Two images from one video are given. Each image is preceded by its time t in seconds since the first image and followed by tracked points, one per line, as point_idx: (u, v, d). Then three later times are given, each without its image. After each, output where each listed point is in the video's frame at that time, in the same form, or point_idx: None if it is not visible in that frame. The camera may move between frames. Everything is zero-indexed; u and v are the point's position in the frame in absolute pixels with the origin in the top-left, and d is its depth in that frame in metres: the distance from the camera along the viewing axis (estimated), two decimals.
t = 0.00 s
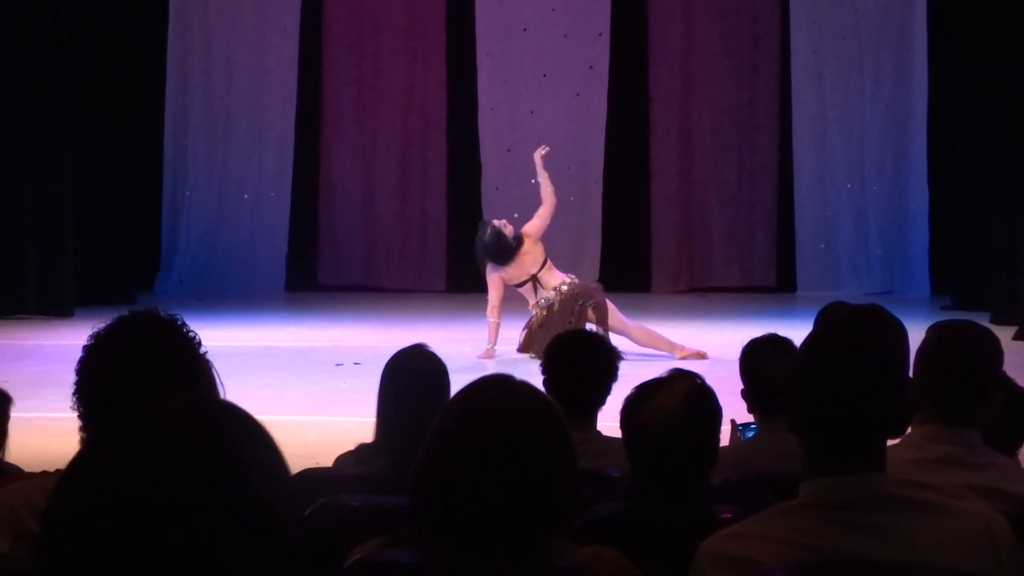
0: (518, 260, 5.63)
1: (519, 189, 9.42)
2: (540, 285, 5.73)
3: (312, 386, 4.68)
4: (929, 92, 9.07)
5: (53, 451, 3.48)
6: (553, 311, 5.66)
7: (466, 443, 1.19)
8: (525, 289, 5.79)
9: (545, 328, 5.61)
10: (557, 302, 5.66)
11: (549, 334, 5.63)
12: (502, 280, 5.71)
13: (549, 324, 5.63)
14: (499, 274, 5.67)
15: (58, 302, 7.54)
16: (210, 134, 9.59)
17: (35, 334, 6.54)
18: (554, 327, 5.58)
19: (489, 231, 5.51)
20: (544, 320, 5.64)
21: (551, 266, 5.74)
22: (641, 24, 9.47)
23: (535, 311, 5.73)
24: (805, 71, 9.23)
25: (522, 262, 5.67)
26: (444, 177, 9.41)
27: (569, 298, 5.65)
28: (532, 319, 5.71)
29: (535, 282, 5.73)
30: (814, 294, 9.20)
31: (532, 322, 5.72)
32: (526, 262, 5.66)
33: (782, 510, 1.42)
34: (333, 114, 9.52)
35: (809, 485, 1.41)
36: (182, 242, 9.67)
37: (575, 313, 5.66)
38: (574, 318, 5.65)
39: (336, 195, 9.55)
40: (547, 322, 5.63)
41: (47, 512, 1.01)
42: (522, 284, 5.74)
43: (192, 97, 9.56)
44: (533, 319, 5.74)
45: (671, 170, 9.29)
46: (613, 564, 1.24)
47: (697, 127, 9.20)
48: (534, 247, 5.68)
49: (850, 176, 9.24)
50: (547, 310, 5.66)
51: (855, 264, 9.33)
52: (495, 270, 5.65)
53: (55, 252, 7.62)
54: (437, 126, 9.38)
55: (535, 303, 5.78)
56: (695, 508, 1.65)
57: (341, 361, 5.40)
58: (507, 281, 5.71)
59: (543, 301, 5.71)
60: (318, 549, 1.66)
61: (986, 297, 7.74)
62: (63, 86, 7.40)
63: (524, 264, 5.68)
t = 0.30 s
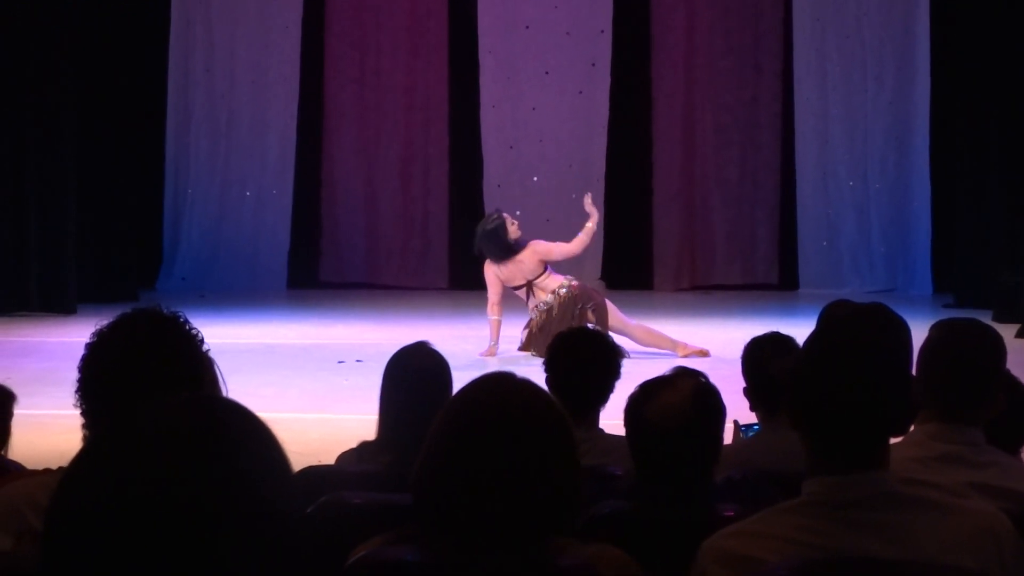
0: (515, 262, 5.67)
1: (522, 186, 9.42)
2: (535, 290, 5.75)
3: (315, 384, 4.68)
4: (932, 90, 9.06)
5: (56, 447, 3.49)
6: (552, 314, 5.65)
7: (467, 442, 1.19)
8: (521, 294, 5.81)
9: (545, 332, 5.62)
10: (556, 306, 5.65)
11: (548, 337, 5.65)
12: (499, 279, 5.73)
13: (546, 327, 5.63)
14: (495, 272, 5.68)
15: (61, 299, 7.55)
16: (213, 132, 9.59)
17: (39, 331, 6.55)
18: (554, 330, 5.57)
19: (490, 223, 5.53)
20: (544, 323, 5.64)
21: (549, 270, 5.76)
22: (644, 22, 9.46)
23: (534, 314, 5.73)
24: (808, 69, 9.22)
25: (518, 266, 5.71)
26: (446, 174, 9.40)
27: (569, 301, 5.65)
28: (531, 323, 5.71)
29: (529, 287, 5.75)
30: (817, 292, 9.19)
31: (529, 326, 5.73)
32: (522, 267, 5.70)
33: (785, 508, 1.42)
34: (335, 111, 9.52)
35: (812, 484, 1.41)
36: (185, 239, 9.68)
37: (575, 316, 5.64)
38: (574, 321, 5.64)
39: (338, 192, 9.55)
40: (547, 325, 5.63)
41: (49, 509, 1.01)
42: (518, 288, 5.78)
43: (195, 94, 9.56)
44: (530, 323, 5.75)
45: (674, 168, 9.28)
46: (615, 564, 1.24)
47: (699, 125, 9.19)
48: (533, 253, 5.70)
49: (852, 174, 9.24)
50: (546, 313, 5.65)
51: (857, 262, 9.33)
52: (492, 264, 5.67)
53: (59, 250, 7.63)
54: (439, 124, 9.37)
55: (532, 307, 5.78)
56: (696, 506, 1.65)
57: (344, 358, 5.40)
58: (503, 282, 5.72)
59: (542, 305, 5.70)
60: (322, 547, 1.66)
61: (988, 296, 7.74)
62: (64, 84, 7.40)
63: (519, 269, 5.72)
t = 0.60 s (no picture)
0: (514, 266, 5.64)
1: (525, 184, 9.41)
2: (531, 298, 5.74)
3: (318, 382, 4.68)
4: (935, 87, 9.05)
5: (60, 446, 3.49)
6: (552, 320, 5.65)
7: (469, 439, 1.19)
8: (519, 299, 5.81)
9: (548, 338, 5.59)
10: (556, 313, 5.66)
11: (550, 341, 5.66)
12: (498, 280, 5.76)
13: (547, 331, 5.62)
14: (494, 274, 5.71)
15: (64, 298, 7.56)
16: (216, 130, 9.60)
17: (42, 329, 6.56)
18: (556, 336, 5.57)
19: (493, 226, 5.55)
20: (545, 329, 5.62)
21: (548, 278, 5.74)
22: (647, 19, 9.46)
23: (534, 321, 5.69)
24: (811, 67, 9.21)
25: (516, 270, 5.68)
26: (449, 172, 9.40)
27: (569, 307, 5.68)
28: (532, 325, 5.70)
29: (526, 293, 5.74)
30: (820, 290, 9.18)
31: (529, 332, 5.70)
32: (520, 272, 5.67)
33: (787, 506, 1.42)
34: (339, 109, 9.52)
35: (814, 482, 1.41)
36: (188, 238, 9.68)
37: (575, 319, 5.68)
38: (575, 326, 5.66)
39: (341, 191, 9.55)
40: (548, 329, 5.62)
41: (53, 507, 1.02)
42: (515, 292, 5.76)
43: (198, 92, 9.56)
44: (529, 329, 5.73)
45: (677, 166, 9.28)
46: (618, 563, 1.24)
47: (702, 122, 9.18)
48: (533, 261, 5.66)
49: (856, 172, 9.23)
50: (547, 320, 5.65)
51: (861, 260, 9.32)
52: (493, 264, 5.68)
53: (62, 248, 7.64)
54: (442, 122, 9.37)
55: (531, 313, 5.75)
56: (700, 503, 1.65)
57: (347, 357, 5.40)
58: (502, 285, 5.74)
59: (542, 311, 5.69)
60: (325, 546, 1.66)
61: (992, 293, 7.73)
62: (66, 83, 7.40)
63: (517, 274, 5.69)
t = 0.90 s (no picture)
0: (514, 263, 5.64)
1: (529, 182, 9.41)
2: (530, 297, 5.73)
3: (321, 380, 4.69)
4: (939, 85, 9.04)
5: (65, 443, 3.49)
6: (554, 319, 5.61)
7: (472, 437, 1.19)
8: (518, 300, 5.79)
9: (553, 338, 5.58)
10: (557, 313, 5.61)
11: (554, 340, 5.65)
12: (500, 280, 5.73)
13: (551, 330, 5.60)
14: (496, 272, 5.69)
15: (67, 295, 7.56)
16: (220, 128, 9.60)
17: (46, 327, 6.56)
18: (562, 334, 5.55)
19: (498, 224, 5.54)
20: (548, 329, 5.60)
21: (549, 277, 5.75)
22: (650, 17, 9.45)
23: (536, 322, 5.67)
24: (815, 65, 9.19)
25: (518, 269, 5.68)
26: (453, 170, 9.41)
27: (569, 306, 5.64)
28: (533, 325, 5.68)
29: (525, 293, 5.72)
30: (824, 288, 9.17)
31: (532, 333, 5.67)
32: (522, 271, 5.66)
33: (791, 504, 1.42)
34: (342, 107, 9.52)
35: (819, 480, 1.41)
36: (192, 235, 9.69)
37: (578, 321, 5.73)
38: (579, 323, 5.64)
39: (345, 188, 9.55)
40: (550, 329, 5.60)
41: (55, 505, 1.02)
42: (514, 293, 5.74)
43: (202, 89, 9.56)
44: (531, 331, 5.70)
45: (681, 163, 9.27)
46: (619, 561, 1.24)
47: (706, 120, 9.17)
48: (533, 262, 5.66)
49: (860, 169, 9.22)
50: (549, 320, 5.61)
51: (865, 258, 9.31)
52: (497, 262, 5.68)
53: (65, 246, 7.64)
54: (446, 120, 9.37)
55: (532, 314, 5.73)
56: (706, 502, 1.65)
57: (351, 354, 5.41)
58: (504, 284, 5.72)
59: (543, 312, 5.66)
60: (328, 544, 1.66)
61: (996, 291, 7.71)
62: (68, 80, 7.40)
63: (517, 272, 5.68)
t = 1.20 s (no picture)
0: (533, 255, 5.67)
1: (531, 180, 9.41)
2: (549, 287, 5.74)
3: (324, 378, 4.69)
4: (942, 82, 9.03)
5: (67, 442, 3.50)
6: (569, 312, 5.66)
7: (475, 435, 1.19)
8: (533, 291, 5.77)
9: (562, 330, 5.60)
10: (575, 304, 5.66)
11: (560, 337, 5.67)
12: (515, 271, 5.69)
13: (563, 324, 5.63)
14: (511, 263, 5.66)
15: (70, 293, 7.56)
16: (222, 126, 9.61)
17: (48, 325, 6.56)
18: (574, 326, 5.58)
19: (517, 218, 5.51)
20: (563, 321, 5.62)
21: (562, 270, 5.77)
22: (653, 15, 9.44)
23: (550, 315, 5.68)
24: (818, 63, 9.18)
25: (535, 259, 5.70)
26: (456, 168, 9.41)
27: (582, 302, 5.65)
28: (542, 320, 5.67)
29: (546, 283, 5.74)
30: (826, 287, 9.17)
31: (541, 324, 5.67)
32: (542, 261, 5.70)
33: (793, 502, 1.42)
34: (345, 105, 9.52)
35: (823, 478, 1.40)
36: (195, 233, 9.70)
37: (583, 319, 5.78)
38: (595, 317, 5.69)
39: (348, 187, 9.56)
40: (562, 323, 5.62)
41: (58, 504, 1.02)
42: (532, 284, 5.73)
43: (204, 88, 9.56)
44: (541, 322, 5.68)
45: (684, 162, 9.27)
46: (621, 560, 1.24)
47: (709, 118, 9.17)
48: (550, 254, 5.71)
49: (863, 168, 9.21)
50: (564, 312, 5.65)
51: (868, 256, 9.31)
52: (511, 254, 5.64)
53: (68, 244, 7.63)
54: (448, 118, 9.37)
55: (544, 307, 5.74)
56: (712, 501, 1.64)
57: (353, 352, 5.41)
58: (517, 275, 5.70)
59: (560, 304, 5.69)
60: (332, 542, 1.66)
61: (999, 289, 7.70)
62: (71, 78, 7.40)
63: (536, 263, 5.71)
